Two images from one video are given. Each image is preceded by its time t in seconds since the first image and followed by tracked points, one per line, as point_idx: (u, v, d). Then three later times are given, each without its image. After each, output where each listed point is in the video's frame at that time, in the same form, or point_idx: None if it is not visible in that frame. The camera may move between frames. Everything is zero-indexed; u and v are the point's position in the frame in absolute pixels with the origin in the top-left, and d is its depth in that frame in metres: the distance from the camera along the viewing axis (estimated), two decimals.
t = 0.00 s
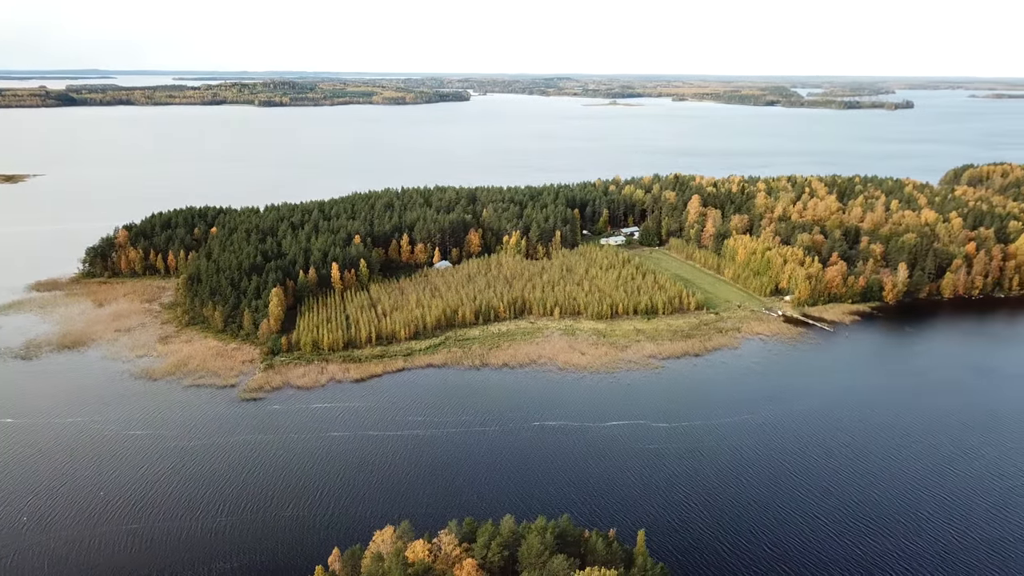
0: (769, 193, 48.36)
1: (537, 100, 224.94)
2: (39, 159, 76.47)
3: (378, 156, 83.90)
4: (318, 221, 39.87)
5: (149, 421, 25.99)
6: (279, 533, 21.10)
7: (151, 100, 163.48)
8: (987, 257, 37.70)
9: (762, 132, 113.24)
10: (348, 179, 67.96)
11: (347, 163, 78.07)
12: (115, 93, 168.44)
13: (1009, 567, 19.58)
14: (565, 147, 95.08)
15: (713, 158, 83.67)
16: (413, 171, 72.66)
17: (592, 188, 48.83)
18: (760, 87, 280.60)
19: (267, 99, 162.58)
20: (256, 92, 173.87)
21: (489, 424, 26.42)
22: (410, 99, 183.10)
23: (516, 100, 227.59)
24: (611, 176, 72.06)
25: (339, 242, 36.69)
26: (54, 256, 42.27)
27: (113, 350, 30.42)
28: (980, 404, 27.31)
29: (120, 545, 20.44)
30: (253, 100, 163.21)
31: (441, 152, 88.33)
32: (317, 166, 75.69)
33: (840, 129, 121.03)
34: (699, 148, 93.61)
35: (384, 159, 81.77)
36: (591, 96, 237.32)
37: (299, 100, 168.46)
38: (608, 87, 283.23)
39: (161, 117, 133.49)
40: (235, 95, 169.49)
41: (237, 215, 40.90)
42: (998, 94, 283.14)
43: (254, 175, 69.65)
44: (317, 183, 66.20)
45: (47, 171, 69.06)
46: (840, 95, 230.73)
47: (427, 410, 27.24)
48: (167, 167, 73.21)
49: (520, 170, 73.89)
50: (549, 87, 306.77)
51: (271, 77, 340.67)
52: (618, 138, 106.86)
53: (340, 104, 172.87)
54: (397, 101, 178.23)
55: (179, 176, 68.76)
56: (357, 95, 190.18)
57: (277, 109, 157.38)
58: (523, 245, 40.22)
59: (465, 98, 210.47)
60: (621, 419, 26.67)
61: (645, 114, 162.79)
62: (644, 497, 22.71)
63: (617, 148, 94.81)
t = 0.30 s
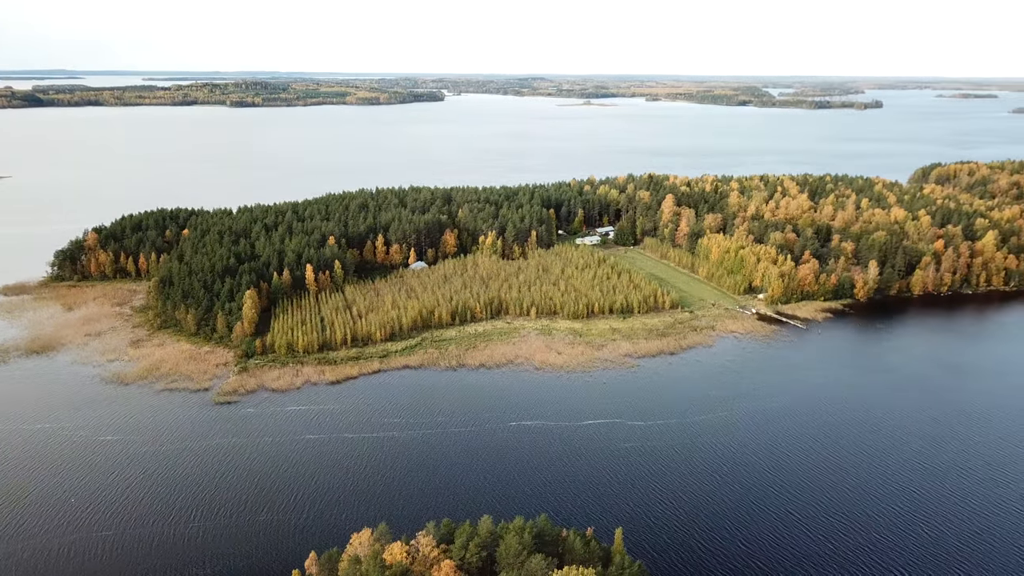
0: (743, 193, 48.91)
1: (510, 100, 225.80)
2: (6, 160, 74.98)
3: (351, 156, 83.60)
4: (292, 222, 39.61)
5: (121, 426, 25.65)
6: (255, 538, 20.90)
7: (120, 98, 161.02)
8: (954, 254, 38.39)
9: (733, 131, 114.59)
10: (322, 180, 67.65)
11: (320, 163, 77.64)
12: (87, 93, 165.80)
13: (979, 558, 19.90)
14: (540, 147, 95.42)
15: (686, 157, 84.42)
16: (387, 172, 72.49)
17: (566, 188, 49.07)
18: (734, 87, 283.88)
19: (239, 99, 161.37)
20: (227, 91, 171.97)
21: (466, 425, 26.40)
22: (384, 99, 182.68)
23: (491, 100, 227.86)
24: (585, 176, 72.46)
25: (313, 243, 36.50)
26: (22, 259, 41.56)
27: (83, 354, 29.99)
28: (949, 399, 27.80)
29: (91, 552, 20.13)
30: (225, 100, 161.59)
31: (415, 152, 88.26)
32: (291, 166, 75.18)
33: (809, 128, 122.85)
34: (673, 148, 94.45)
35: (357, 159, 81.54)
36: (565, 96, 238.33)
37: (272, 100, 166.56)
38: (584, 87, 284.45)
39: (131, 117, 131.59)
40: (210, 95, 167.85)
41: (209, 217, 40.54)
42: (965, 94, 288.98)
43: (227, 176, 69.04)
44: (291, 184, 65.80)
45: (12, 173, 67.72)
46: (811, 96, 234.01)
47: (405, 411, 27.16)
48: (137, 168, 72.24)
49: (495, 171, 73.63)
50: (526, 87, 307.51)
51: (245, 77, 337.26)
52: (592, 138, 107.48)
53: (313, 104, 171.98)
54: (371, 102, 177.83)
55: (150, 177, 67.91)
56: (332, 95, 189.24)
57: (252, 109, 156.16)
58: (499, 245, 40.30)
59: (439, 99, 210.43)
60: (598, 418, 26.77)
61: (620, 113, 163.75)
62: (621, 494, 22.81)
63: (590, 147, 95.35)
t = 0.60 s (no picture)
0: (717, 192, 49.40)
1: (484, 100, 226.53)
2: None
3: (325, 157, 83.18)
4: (266, 223, 39.32)
5: (91, 431, 25.27)
6: (230, 542, 20.70)
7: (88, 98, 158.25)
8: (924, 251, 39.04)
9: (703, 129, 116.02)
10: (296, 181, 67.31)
11: (294, 164, 77.15)
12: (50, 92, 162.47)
13: (949, 549, 20.23)
14: (514, 146, 95.74)
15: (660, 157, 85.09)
16: (361, 173, 72.31)
17: (542, 188, 49.28)
18: (708, 87, 287.00)
19: (211, 99, 159.70)
20: (199, 91, 170.17)
21: (443, 425, 26.37)
22: (357, 99, 182.07)
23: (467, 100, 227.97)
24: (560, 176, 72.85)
25: (288, 245, 36.25)
26: None
27: (53, 359, 29.53)
28: (920, 394, 28.25)
29: (62, 559, 19.82)
30: (197, 100, 159.76)
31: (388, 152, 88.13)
32: (264, 167, 74.63)
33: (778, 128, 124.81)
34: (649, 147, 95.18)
35: (330, 159, 81.12)
36: (540, 96, 239.09)
37: (245, 100, 165.11)
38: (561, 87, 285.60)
39: (100, 117, 129.53)
40: (184, 95, 165.90)
41: (182, 218, 40.11)
42: (930, 94, 294.80)
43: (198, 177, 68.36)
44: (265, 185, 65.36)
45: None
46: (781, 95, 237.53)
47: (382, 413, 27.05)
48: (106, 169, 71.22)
49: (466, 171, 73.88)
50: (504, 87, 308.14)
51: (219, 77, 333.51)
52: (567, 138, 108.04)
53: (286, 104, 170.88)
54: (344, 102, 177.33)
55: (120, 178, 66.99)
56: (307, 95, 188.11)
57: (226, 109, 154.67)
58: (475, 246, 40.36)
59: (414, 99, 210.09)
60: (575, 417, 26.87)
61: (593, 113, 164.96)
62: (598, 493, 22.90)
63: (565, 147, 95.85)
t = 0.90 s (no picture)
0: (691, 191, 49.83)
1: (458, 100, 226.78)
2: None
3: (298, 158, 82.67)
4: (239, 225, 38.97)
5: (61, 438, 24.87)
6: (205, 548, 20.46)
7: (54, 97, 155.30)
8: (894, 249, 39.73)
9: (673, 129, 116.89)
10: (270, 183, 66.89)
11: (268, 165, 76.58)
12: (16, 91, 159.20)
13: (920, 542, 20.53)
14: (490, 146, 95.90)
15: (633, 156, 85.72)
16: (335, 174, 72.03)
17: (517, 188, 49.41)
18: (682, 87, 289.76)
19: (183, 100, 157.75)
20: (170, 92, 168.00)
21: (420, 427, 26.29)
22: (332, 99, 181.17)
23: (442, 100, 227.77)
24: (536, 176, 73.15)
25: (261, 246, 35.97)
26: None
27: (22, 365, 29.02)
28: (892, 390, 28.68)
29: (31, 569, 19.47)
30: (168, 100, 157.71)
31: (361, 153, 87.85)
32: (236, 168, 73.95)
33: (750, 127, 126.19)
34: (624, 147, 95.79)
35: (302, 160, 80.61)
36: (516, 96, 239.50)
37: (217, 100, 163.29)
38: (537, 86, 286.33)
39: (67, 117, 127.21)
40: (156, 95, 163.63)
41: (153, 221, 39.62)
42: (901, 94, 299.89)
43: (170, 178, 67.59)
44: (238, 186, 64.85)
45: None
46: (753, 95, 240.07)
47: (358, 415, 26.91)
48: (74, 170, 70.06)
49: (441, 172, 73.78)
50: (480, 86, 308.40)
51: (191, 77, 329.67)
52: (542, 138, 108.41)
53: (258, 104, 169.47)
54: (318, 102, 176.40)
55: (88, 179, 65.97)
56: (281, 95, 186.70)
57: (197, 109, 153.06)
58: (450, 246, 40.39)
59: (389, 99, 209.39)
60: (551, 417, 26.93)
61: (567, 113, 165.76)
62: (575, 491, 22.98)
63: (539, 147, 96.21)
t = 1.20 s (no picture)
0: (666, 191, 50.24)
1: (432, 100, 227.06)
2: None
3: (270, 158, 81.99)
4: (211, 227, 38.58)
5: (30, 444, 24.45)
6: (178, 554, 20.21)
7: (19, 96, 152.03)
8: (864, 246, 40.37)
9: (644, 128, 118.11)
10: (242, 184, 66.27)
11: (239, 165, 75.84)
12: None
13: (892, 536, 20.81)
14: (465, 146, 95.88)
15: (607, 156, 86.24)
16: (309, 175, 71.54)
17: (491, 188, 49.50)
18: (654, 87, 292.79)
19: (153, 100, 155.32)
20: (140, 91, 165.57)
21: (396, 428, 26.20)
22: (305, 99, 179.90)
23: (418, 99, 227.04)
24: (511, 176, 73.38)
25: (234, 248, 35.65)
26: None
27: None
28: (864, 386, 29.11)
29: None
30: (138, 100, 155.24)
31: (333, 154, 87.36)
32: (207, 168, 73.13)
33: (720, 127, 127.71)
34: (599, 146, 96.29)
35: (274, 161, 79.94)
36: (491, 96, 239.64)
37: (188, 100, 161.12)
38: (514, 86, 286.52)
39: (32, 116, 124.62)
40: (128, 95, 161.24)
41: (123, 223, 39.07)
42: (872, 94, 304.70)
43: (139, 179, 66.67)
44: (210, 187, 64.19)
45: None
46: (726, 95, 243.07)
47: (333, 417, 26.76)
48: (39, 171, 68.74)
49: (415, 172, 73.64)
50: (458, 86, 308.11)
51: (164, 76, 324.99)
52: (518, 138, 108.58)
53: (229, 104, 167.65)
54: (290, 103, 175.14)
55: (54, 181, 64.80)
56: (254, 96, 184.91)
57: (168, 109, 150.96)
58: (426, 247, 40.37)
59: (362, 99, 208.25)
60: (528, 417, 26.99)
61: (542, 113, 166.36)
62: (552, 490, 23.03)
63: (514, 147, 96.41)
